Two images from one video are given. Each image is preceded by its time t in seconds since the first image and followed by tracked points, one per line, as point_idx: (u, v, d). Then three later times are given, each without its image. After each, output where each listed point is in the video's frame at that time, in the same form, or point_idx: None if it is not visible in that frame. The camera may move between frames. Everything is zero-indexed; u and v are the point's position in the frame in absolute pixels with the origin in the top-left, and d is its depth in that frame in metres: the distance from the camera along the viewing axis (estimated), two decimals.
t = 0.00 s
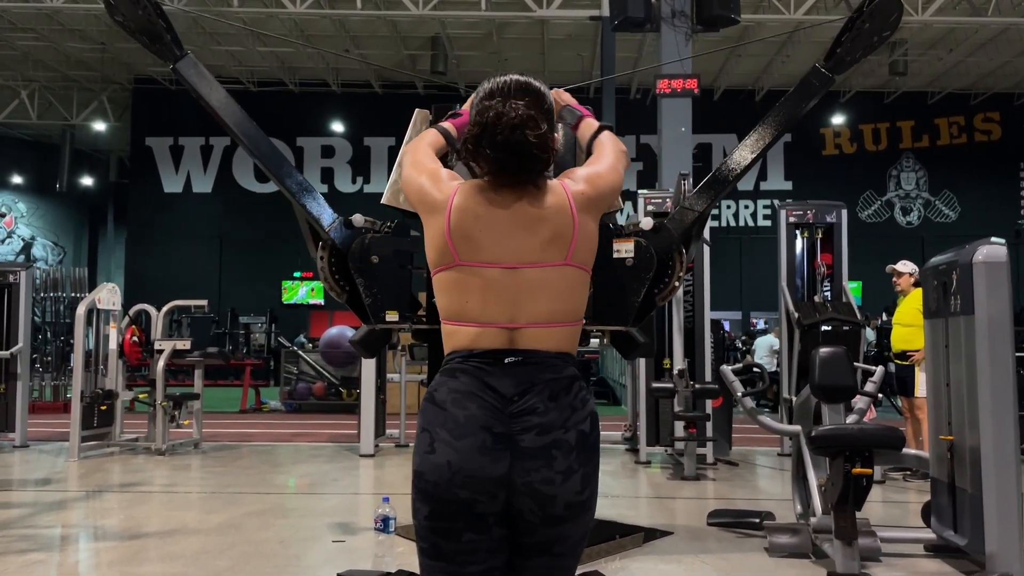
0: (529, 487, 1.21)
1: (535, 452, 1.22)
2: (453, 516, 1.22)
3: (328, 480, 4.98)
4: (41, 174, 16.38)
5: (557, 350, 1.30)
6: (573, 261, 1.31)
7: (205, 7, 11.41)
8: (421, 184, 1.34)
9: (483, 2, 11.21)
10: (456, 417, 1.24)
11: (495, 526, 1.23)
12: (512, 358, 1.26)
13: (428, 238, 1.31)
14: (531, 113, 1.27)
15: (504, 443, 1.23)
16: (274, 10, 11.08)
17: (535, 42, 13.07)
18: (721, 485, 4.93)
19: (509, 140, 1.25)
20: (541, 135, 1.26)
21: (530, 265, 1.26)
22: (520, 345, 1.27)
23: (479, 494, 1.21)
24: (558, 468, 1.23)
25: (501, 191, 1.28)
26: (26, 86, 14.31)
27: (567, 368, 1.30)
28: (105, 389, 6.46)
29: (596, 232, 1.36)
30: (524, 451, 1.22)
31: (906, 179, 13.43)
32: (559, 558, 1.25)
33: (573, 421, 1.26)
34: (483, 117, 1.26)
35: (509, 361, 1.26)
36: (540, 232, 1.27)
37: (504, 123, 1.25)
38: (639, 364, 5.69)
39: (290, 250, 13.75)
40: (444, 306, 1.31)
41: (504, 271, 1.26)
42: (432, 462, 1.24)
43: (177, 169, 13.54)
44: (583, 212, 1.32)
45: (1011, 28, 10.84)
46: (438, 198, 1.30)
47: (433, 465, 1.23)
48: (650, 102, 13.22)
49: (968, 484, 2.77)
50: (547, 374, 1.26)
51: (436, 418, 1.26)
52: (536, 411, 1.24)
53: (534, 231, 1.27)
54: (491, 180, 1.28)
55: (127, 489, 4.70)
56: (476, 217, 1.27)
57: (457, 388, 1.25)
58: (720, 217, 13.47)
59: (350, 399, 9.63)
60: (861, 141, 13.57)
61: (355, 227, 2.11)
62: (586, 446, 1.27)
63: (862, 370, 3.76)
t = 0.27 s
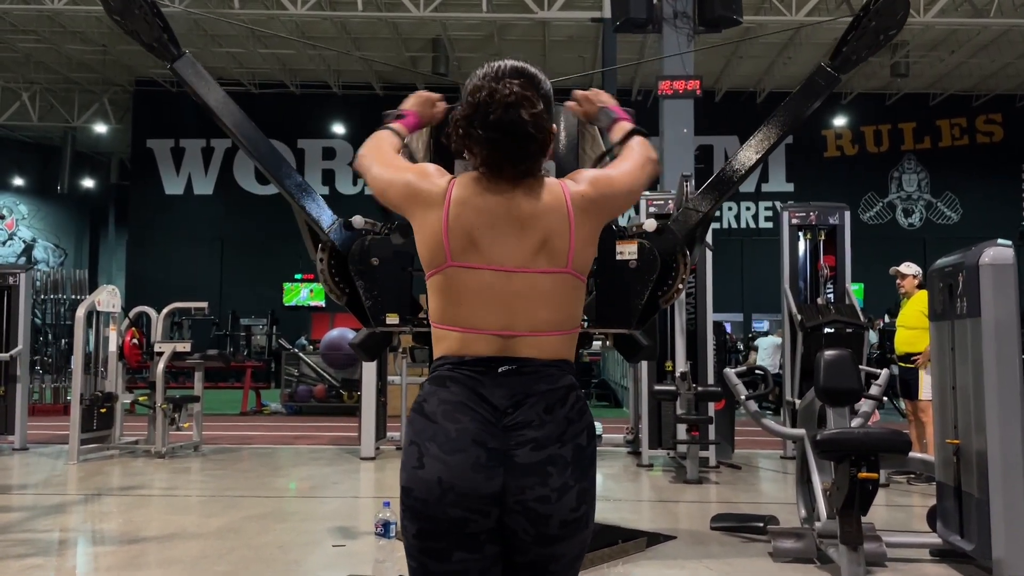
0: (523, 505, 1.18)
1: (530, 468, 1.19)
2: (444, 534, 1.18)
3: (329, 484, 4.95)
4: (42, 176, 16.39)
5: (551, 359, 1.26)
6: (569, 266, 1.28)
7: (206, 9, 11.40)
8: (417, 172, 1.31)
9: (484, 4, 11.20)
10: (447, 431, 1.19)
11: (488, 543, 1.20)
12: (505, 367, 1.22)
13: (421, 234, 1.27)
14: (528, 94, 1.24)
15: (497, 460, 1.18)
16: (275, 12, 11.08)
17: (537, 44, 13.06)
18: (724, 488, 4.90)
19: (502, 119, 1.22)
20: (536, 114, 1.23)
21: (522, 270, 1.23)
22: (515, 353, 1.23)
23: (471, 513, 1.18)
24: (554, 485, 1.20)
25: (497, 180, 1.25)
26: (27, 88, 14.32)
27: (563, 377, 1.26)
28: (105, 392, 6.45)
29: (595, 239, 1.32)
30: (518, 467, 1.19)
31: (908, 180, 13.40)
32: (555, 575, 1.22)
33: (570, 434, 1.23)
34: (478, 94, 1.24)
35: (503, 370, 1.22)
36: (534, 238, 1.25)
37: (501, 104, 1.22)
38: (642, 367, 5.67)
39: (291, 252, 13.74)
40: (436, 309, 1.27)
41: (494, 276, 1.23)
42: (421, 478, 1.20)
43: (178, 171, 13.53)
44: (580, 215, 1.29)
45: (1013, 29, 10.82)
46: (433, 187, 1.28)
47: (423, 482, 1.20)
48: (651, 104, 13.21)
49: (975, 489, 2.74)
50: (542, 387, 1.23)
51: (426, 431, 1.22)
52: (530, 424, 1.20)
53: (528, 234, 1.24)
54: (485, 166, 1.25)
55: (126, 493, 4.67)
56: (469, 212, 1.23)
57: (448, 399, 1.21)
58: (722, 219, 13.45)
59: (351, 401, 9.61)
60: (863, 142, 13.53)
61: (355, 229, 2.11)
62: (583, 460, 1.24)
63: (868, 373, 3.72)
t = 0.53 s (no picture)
0: (526, 514, 1.16)
1: (533, 476, 1.16)
2: (445, 544, 1.16)
3: (330, 488, 4.92)
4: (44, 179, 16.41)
5: (554, 364, 1.23)
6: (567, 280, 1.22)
7: (207, 11, 11.40)
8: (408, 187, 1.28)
9: (486, 6, 11.18)
10: (448, 438, 1.17)
11: (490, 551, 1.17)
12: (507, 373, 1.20)
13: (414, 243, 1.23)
14: (515, 73, 1.20)
15: (500, 467, 1.16)
16: (276, 14, 11.07)
17: (538, 46, 13.06)
18: (728, 493, 4.87)
19: (487, 99, 1.18)
20: (522, 92, 1.18)
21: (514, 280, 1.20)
22: (516, 359, 1.21)
23: (474, 522, 1.15)
24: (558, 493, 1.17)
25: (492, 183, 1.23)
26: (29, 91, 14.32)
27: (566, 384, 1.24)
28: (105, 395, 6.43)
29: (595, 260, 1.24)
30: (521, 475, 1.16)
31: (910, 183, 13.36)
32: None
33: (574, 440, 1.21)
34: (465, 77, 1.21)
35: (503, 376, 1.20)
36: (528, 249, 1.20)
37: (486, 82, 1.19)
38: (644, 371, 5.65)
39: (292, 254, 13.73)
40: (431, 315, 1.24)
41: (487, 290, 1.20)
42: (421, 486, 1.17)
43: (179, 174, 13.53)
44: (576, 230, 1.22)
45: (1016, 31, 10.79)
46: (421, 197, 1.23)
47: (422, 490, 1.17)
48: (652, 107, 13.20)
49: (983, 494, 2.72)
50: (545, 392, 1.20)
51: (426, 438, 1.19)
52: (533, 431, 1.18)
53: (519, 244, 1.20)
54: (484, 171, 1.24)
55: (126, 497, 4.65)
56: (460, 218, 1.21)
57: (448, 406, 1.19)
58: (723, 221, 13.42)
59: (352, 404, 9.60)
60: (864, 144, 13.50)
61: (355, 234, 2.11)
62: (588, 467, 1.22)
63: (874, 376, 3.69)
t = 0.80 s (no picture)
0: (531, 529, 1.15)
1: (537, 490, 1.15)
2: (447, 561, 1.15)
3: (331, 494, 4.90)
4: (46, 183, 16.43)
5: (555, 373, 1.21)
6: (562, 295, 1.20)
7: (209, 15, 11.41)
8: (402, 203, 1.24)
9: (488, 10, 11.17)
10: (450, 452, 1.15)
11: (493, 567, 1.17)
12: (507, 382, 1.18)
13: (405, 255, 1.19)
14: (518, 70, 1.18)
15: (502, 482, 1.14)
16: (278, 18, 11.07)
17: (539, 50, 13.06)
18: (731, 499, 4.84)
19: (491, 93, 1.15)
20: (526, 87, 1.16)
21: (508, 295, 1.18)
22: (517, 370, 1.19)
23: (477, 538, 1.14)
24: (562, 507, 1.15)
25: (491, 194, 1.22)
26: (31, 95, 14.34)
27: (568, 393, 1.22)
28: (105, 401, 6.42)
29: (591, 278, 1.21)
30: (524, 489, 1.14)
31: (912, 187, 13.33)
32: None
33: (578, 451, 1.18)
34: (466, 75, 1.19)
35: (504, 387, 1.17)
36: (523, 262, 1.18)
37: (488, 77, 1.16)
38: (646, 377, 5.63)
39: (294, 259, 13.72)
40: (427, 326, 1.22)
41: (484, 306, 1.17)
42: (422, 501, 1.15)
43: (181, 178, 13.54)
44: (569, 246, 1.19)
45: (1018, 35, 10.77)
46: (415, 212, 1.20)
47: (424, 506, 1.15)
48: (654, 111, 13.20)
49: (989, 502, 2.68)
50: (546, 403, 1.18)
51: (425, 452, 1.17)
52: (536, 443, 1.15)
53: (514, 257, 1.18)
54: (484, 175, 1.23)
55: (126, 504, 4.63)
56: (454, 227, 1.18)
57: (448, 419, 1.16)
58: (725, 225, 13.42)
59: (353, 409, 9.59)
60: (866, 148, 13.46)
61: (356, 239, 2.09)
62: (591, 478, 1.19)
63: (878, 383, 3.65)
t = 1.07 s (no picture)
0: (535, 552, 1.14)
1: (541, 512, 1.14)
2: None
3: (334, 502, 4.89)
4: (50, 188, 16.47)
5: (561, 393, 1.20)
6: (569, 310, 1.19)
7: (212, 21, 11.45)
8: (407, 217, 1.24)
9: (490, 15, 11.17)
10: (453, 473, 1.14)
11: None
12: (512, 403, 1.17)
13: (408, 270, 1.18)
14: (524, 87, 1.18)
15: (507, 504, 1.14)
16: (281, 24, 11.09)
17: (542, 55, 13.07)
18: (735, 508, 4.81)
19: (496, 108, 1.15)
20: (530, 102, 1.16)
21: (513, 313, 1.17)
22: (522, 390, 1.18)
23: (480, 561, 1.13)
24: (568, 529, 1.14)
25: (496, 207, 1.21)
26: (35, 101, 14.38)
27: (574, 412, 1.20)
28: (107, 407, 6.42)
29: (604, 290, 1.21)
30: (529, 511, 1.14)
31: (916, 191, 13.30)
32: None
33: (584, 472, 1.17)
34: (469, 91, 1.18)
35: (509, 407, 1.16)
36: (528, 277, 1.17)
37: (492, 92, 1.16)
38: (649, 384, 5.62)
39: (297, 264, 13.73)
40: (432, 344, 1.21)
41: (488, 323, 1.17)
42: (426, 524, 1.15)
43: (184, 183, 13.57)
44: (576, 259, 1.18)
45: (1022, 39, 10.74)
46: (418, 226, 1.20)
47: (427, 528, 1.15)
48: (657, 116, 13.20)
49: (996, 513, 2.65)
50: (551, 422, 1.17)
51: (429, 473, 1.16)
52: (541, 464, 1.14)
53: (523, 271, 1.17)
54: (486, 189, 1.22)
55: (127, 512, 4.63)
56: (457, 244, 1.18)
57: (452, 440, 1.15)
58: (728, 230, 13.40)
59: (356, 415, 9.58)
60: (870, 153, 13.42)
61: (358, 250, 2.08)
62: (598, 500, 1.18)
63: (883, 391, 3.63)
